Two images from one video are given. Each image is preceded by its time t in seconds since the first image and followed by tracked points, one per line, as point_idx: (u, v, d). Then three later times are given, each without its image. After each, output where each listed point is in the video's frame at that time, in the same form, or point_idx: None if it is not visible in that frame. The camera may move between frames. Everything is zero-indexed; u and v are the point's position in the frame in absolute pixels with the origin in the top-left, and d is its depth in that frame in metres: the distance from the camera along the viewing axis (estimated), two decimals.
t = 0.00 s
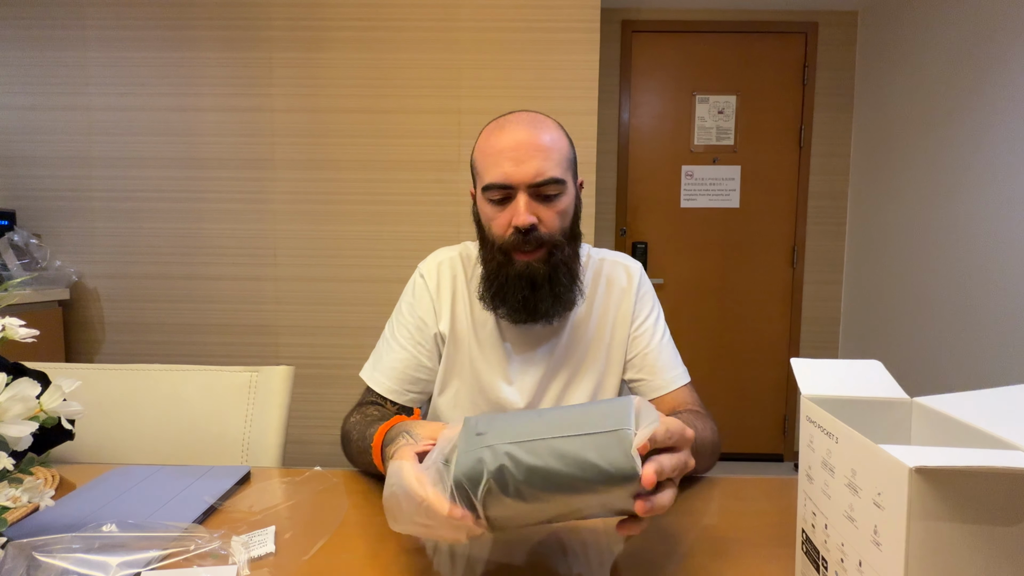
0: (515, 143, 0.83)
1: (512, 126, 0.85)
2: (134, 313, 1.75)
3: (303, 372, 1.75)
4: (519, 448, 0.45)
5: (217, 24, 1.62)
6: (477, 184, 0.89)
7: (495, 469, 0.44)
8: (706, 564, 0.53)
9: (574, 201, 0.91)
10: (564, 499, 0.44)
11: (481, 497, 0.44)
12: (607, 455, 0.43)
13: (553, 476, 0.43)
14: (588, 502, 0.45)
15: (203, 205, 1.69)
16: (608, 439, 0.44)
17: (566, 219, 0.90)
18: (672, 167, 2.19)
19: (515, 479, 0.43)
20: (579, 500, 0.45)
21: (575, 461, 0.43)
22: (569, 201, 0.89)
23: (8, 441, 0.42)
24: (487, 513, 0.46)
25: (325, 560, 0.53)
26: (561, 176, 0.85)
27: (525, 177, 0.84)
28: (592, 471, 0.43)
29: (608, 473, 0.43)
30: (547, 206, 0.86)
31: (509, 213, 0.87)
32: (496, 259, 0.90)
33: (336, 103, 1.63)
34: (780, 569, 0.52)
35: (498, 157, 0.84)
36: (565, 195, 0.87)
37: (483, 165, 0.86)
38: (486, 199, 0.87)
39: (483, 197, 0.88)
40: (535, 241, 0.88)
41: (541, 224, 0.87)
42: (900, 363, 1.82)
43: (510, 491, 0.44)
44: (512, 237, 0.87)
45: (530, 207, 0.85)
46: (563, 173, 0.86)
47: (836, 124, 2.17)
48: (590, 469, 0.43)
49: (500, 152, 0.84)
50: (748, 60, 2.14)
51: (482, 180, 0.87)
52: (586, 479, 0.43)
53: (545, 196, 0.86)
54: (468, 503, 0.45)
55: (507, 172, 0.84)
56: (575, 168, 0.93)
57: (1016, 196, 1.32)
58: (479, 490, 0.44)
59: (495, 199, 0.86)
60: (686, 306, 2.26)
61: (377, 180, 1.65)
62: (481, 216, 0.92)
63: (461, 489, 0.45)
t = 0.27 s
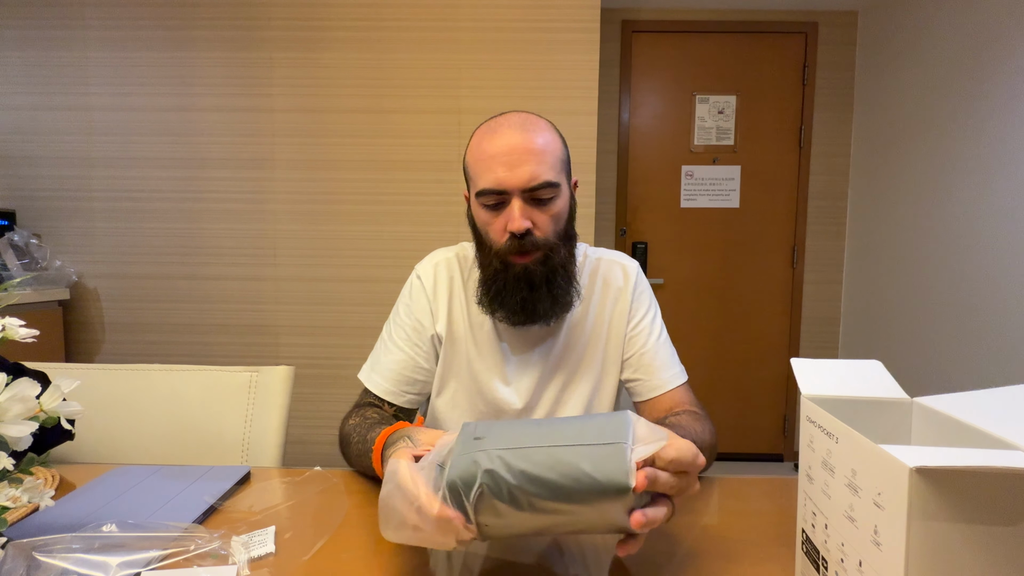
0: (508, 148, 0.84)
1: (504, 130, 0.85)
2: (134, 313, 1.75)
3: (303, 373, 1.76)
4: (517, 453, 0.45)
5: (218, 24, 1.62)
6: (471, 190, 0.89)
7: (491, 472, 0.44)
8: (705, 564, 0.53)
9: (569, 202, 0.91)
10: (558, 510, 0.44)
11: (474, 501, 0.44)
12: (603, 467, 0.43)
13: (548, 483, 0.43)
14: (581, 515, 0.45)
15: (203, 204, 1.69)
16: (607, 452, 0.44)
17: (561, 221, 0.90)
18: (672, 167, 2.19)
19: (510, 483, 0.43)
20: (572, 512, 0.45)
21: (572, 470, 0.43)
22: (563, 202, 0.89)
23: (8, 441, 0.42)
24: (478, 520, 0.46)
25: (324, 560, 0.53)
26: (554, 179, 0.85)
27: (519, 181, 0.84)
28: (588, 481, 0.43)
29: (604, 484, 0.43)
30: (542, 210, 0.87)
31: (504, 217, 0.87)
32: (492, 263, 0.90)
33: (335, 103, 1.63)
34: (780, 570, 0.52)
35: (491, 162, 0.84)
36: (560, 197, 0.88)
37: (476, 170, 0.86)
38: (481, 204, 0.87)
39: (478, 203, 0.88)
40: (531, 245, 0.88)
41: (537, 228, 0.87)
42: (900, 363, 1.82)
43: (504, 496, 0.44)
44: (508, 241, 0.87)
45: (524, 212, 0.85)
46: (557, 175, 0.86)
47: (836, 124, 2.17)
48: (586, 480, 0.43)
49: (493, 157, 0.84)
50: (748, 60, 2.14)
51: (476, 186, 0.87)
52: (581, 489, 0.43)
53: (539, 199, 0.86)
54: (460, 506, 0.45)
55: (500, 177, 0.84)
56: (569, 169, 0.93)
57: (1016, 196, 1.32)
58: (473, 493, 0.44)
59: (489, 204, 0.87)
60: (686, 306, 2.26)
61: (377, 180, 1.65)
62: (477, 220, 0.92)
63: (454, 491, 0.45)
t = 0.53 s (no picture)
0: (501, 149, 0.84)
1: (497, 131, 0.85)
2: (134, 313, 1.75)
3: (303, 373, 1.76)
4: (513, 457, 0.46)
5: (218, 24, 1.62)
6: (465, 191, 0.89)
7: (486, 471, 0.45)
8: (705, 565, 0.53)
9: (563, 201, 0.91)
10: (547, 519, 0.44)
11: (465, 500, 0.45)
12: (598, 476, 0.44)
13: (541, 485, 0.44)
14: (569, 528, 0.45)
15: (203, 205, 1.69)
16: (601, 464, 0.45)
17: (556, 221, 0.90)
18: (672, 167, 2.19)
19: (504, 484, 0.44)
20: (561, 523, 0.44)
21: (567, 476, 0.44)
22: (558, 202, 0.89)
23: (7, 441, 0.42)
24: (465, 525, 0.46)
25: (324, 560, 0.53)
26: (548, 179, 0.85)
27: (513, 182, 0.84)
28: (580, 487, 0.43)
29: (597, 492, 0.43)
30: (537, 210, 0.87)
31: (498, 219, 0.87)
32: (488, 264, 0.90)
33: (335, 103, 1.63)
34: (780, 570, 0.52)
35: (485, 163, 0.84)
36: (554, 197, 0.88)
37: (470, 172, 0.87)
38: (475, 206, 0.88)
39: (472, 204, 0.88)
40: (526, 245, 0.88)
41: (532, 228, 0.87)
42: (900, 363, 1.82)
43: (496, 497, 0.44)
44: (502, 242, 0.88)
45: (518, 213, 0.86)
46: (550, 175, 0.86)
47: (836, 124, 2.17)
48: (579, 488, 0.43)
49: (487, 159, 0.84)
50: (748, 61, 2.14)
51: (470, 187, 0.87)
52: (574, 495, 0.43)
53: (534, 200, 0.86)
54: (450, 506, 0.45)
55: (494, 178, 0.84)
56: (563, 168, 0.92)
57: (1016, 196, 1.32)
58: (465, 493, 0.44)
59: (484, 206, 0.87)
60: (686, 306, 2.26)
61: (377, 180, 1.65)
62: (472, 221, 0.92)
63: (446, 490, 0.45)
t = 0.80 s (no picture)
0: (498, 151, 0.84)
1: (494, 133, 0.85)
2: (134, 313, 1.75)
3: (303, 372, 1.76)
4: (533, 480, 0.48)
5: (218, 24, 1.62)
6: (463, 193, 0.89)
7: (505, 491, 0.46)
8: (704, 564, 0.53)
9: (560, 203, 0.91)
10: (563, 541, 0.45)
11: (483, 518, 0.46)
12: (616, 498, 0.45)
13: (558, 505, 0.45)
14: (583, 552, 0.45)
15: (203, 204, 1.69)
16: (619, 488, 0.47)
17: (553, 222, 0.90)
18: (672, 167, 2.19)
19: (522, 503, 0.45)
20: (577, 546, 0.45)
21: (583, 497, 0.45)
22: (555, 204, 0.89)
23: (8, 441, 0.42)
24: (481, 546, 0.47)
25: (324, 560, 0.53)
26: (545, 181, 0.85)
27: (510, 184, 0.84)
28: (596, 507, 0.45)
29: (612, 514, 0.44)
30: (533, 212, 0.87)
31: (496, 220, 0.87)
32: (485, 266, 0.90)
33: (335, 103, 1.63)
34: (780, 569, 0.52)
35: (482, 166, 0.84)
36: (551, 198, 0.88)
37: (467, 174, 0.87)
38: (473, 208, 0.88)
39: (470, 206, 0.88)
40: (523, 247, 0.88)
41: (529, 230, 0.87)
42: (900, 363, 1.82)
43: (514, 515, 0.45)
44: (500, 244, 0.88)
45: (515, 215, 0.86)
46: (547, 177, 0.86)
47: (836, 124, 2.17)
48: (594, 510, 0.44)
49: (484, 161, 0.84)
50: (748, 61, 2.14)
51: (467, 189, 0.87)
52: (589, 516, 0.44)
53: (530, 201, 0.86)
54: (468, 524, 0.47)
55: (491, 181, 0.84)
56: (560, 169, 0.93)
57: (1016, 196, 1.32)
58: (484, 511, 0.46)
59: (481, 208, 0.87)
60: (686, 305, 2.26)
61: (377, 180, 1.65)
62: (470, 223, 0.92)
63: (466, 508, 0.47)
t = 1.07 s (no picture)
0: (497, 152, 0.84)
1: (493, 133, 0.85)
2: (135, 313, 1.75)
3: (304, 373, 1.76)
4: (532, 477, 0.48)
5: (218, 24, 1.62)
6: (462, 193, 0.89)
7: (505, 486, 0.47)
8: (705, 565, 0.53)
9: (559, 203, 0.91)
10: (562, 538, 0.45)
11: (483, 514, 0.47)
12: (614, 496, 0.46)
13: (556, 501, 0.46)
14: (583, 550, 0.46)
15: (203, 205, 1.69)
16: (618, 486, 0.47)
17: (552, 223, 0.90)
18: (672, 167, 2.19)
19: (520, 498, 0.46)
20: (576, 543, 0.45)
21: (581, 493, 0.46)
22: (553, 205, 0.89)
23: (8, 441, 0.42)
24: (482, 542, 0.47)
25: (324, 560, 0.53)
26: (544, 181, 0.86)
27: (508, 185, 0.84)
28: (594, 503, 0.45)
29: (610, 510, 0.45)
30: (532, 212, 0.87)
31: (495, 221, 0.87)
32: (484, 266, 0.90)
33: (335, 103, 1.63)
34: (780, 569, 0.52)
35: (480, 166, 0.84)
36: (549, 199, 0.88)
37: (466, 174, 0.87)
38: (472, 208, 0.88)
39: (469, 207, 0.88)
40: (522, 248, 0.88)
41: (527, 231, 0.87)
42: (900, 363, 1.82)
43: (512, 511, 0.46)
44: (498, 244, 0.88)
45: (513, 216, 0.86)
46: (546, 178, 0.86)
47: (836, 124, 2.17)
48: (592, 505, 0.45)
49: (482, 162, 0.84)
50: (748, 61, 2.14)
51: (466, 190, 0.87)
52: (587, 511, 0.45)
53: (529, 202, 0.86)
54: (467, 520, 0.48)
55: (490, 182, 0.84)
56: (560, 169, 0.93)
57: (1017, 196, 1.32)
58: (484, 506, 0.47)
59: (480, 208, 0.87)
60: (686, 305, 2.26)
61: (377, 180, 1.65)
62: (469, 223, 0.92)
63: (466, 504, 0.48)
